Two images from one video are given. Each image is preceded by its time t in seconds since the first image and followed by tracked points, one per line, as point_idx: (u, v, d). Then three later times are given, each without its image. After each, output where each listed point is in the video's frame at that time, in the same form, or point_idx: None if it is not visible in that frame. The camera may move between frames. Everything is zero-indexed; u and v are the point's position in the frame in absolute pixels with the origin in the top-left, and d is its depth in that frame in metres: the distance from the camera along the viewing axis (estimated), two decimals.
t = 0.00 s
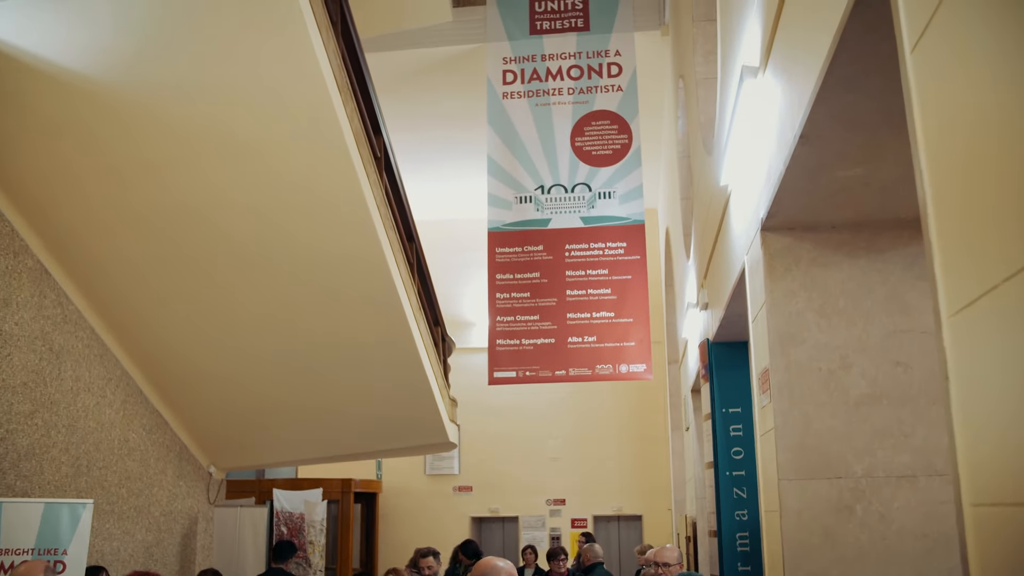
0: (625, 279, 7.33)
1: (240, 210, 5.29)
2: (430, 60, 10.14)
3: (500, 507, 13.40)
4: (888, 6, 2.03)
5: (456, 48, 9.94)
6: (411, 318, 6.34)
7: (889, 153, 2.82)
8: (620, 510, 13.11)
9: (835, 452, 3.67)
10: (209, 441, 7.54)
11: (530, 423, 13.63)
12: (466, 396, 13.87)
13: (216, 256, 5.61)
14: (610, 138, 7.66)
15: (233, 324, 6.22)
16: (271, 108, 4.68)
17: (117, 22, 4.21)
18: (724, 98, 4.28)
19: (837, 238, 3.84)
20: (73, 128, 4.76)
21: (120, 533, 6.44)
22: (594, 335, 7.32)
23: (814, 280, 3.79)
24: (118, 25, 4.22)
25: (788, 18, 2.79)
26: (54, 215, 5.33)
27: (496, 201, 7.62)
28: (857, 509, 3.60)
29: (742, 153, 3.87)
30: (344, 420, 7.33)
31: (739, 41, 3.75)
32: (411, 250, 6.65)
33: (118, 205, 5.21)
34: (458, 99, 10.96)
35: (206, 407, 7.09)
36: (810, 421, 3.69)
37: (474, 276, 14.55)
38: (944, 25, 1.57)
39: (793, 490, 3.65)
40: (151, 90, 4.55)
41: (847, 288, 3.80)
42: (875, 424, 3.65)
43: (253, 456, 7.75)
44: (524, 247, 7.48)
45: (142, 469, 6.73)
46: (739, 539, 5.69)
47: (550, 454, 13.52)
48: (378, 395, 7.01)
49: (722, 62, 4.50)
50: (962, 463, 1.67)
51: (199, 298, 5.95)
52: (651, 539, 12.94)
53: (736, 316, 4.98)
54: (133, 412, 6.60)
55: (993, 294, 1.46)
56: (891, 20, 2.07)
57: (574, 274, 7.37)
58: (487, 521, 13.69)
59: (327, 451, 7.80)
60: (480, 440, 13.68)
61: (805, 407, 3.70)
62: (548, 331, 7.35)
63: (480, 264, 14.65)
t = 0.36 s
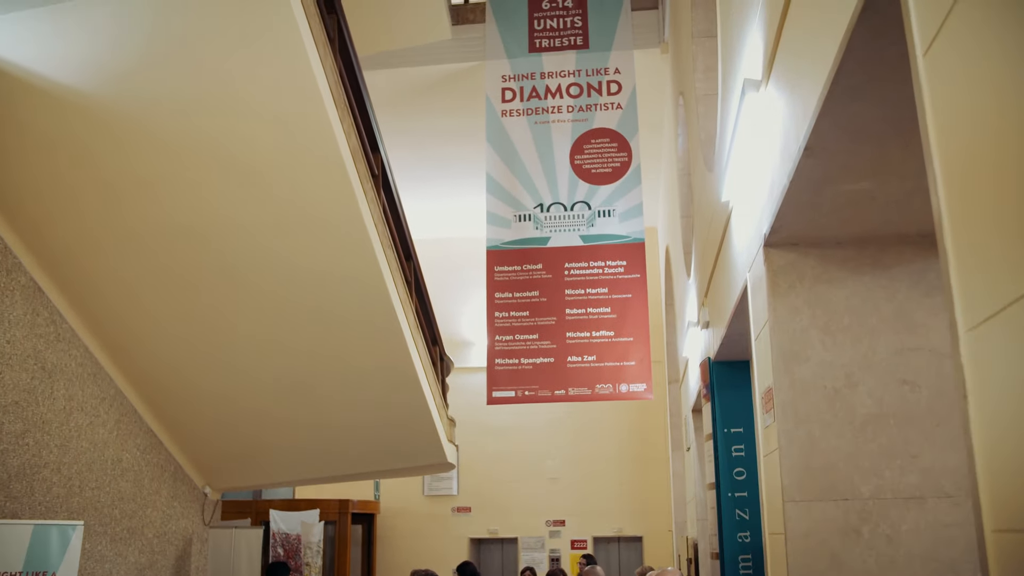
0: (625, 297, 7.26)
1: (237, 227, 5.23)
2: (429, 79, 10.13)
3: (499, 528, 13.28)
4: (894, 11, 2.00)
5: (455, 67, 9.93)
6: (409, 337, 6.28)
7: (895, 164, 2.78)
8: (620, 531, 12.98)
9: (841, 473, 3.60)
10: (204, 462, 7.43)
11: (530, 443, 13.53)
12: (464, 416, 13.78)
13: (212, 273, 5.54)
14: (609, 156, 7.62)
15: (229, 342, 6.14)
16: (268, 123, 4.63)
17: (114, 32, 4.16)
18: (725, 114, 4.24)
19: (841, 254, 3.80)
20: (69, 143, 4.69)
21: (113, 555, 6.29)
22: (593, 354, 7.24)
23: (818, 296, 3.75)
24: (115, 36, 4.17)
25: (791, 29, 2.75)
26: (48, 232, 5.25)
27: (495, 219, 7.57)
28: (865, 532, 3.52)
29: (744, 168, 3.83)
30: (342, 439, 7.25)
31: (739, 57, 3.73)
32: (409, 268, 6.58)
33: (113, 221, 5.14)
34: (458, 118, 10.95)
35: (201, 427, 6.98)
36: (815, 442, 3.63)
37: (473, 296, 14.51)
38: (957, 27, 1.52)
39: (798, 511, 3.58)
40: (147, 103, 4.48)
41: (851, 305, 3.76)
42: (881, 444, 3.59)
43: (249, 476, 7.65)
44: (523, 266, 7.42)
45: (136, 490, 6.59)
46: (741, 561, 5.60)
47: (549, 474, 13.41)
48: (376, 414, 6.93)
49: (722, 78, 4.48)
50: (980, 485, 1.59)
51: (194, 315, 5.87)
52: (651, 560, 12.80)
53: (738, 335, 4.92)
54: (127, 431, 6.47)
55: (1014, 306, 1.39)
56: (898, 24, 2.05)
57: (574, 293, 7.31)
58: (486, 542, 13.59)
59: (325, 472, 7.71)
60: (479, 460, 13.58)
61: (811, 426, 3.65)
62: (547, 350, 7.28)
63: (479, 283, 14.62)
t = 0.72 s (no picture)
0: (625, 315, 7.20)
1: (232, 243, 5.17)
2: (428, 96, 10.12)
3: (498, 547, 13.15)
4: (902, 16, 1.96)
5: (455, 84, 9.92)
6: (406, 355, 6.21)
7: (899, 178, 2.74)
8: (620, 551, 12.85)
9: (846, 493, 3.52)
10: (200, 482, 7.33)
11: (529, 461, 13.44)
12: (463, 435, 13.68)
13: (207, 290, 5.47)
14: (609, 173, 7.56)
15: (224, 360, 6.06)
16: (262, 138, 4.59)
17: (108, 46, 4.11)
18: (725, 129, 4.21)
19: (844, 269, 3.75)
20: (62, 159, 4.64)
21: None
22: (593, 373, 7.16)
23: (821, 312, 3.71)
24: (109, 49, 4.12)
25: (792, 39, 2.71)
26: (41, 249, 5.19)
27: (494, 236, 7.53)
28: (871, 554, 3.43)
29: (744, 183, 3.79)
30: (339, 458, 7.16)
31: (740, 71, 3.70)
32: (406, 285, 6.53)
33: (106, 237, 5.08)
34: (457, 135, 10.93)
35: (196, 446, 6.89)
36: (820, 461, 3.57)
37: (472, 314, 14.48)
38: (967, 29, 1.47)
39: (802, 532, 3.52)
40: (140, 117, 4.43)
41: (855, 321, 3.71)
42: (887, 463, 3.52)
43: (245, 497, 7.55)
44: (522, 283, 7.36)
45: (130, 509, 6.46)
46: None
47: (549, 493, 13.30)
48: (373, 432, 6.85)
49: (722, 92, 4.44)
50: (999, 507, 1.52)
51: (189, 332, 5.80)
52: None
53: (739, 353, 4.86)
54: (121, 450, 6.36)
55: None
56: (905, 31, 2.02)
57: (573, 310, 7.25)
58: (485, 562, 13.46)
59: (322, 491, 7.62)
60: (478, 479, 13.46)
61: (815, 445, 3.59)
62: (547, 369, 7.20)
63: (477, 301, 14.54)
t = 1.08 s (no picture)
0: (624, 331, 7.15)
1: (227, 260, 5.11)
2: (427, 113, 10.11)
3: (497, 567, 13.03)
4: (906, 20, 1.92)
5: (453, 102, 9.93)
6: (403, 373, 6.15)
7: (903, 190, 2.69)
8: (620, 570, 12.72)
9: (850, 513, 3.46)
10: (195, 500, 7.24)
11: (528, 480, 13.35)
12: (461, 453, 13.59)
13: (201, 306, 5.42)
14: (608, 189, 7.51)
15: (218, 377, 5.99)
16: (255, 153, 4.54)
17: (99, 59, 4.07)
18: (724, 143, 4.17)
19: (846, 284, 3.70)
20: (55, 175, 4.58)
21: None
22: (592, 390, 7.09)
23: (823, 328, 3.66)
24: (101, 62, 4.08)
25: (792, 50, 2.68)
26: (34, 265, 5.13)
27: (492, 253, 7.46)
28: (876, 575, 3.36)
29: (744, 197, 3.74)
30: (335, 477, 7.08)
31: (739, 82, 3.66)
32: (403, 302, 6.47)
33: (100, 253, 5.02)
34: (457, 152, 10.91)
35: (191, 463, 6.81)
36: (823, 479, 3.50)
37: (470, 332, 14.48)
38: (977, 27, 1.41)
39: (805, 554, 3.45)
40: (134, 131, 4.39)
41: (857, 338, 3.67)
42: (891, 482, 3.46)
43: (240, 516, 7.46)
44: (520, 300, 7.31)
45: (122, 529, 6.36)
46: None
47: (548, 512, 13.19)
48: (370, 453, 6.79)
49: (721, 106, 4.40)
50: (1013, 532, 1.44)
51: (183, 348, 5.74)
52: None
53: (739, 370, 4.81)
54: (114, 468, 6.28)
55: None
56: (910, 37, 1.98)
57: (572, 327, 7.19)
58: None
59: (318, 510, 7.54)
60: (477, 498, 13.36)
61: (818, 463, 3.53)
62: (545, 387, 7.13)
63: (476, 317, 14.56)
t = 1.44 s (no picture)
0: (623, 348, 7.10)
1: (222, 276, 5.06)
2: (425, 130, 10.10)
3: None
4: (908, 29, 1.89)
5: (450, 119, 9.93)
6: (400, 390, 6.09)
7: (905, 204, 2.65)
8: None
9: (854, 534, 3.39)
10: (189, 519, 7.15)
11: (527, 498, 13.26)
12: (459, 471, 13.50)
13: (196, 322, 5.36)
14: (607, 206, 7.50)
15: (213, 394, 5.93)
16: (250, 168, 4.50)
17: (90, 72, 4.04)
18: (723, 158, 4.13)
19: (848, 300, 3.66)
20: (48, 189, 4.53)
21: None
22: (591, 408, 7.03)
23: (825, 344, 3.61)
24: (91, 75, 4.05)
25: (791, 61, 2.64)
26: (26, 281, 5.07)
27: (490, 269, 7.39)
28: None
29: (744, 211, 3.70)
30: (332, 495, 7.01)
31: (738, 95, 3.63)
32: (400, 318, 6.42)
33: (94, 268, 4.97)
34: (455, 169, 10.89)
35: (185, 481, 6.72)
36: (825, 499, 3.44)
37: (467, 350, 14.46)
38: (985, 32, 1.37)
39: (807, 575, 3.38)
40: (128, 145, 4.35)
41: (859, 354, 3.62)
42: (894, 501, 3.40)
43: (235, 535, 7.38)
44: (519, 316, 7.24)
45: (115, 548, 6.28)
46: None
47: (547, 530, 13.09)
48: (367, 470, 6.72)
49: (719, 120, 4.36)
50: None
51: (178, 365, 5.68)
52: None
53: (739, 388, 4.75)
54: (108, 487, 6.20)
55: None
56: (911, 45, 1.94)
57: (571, 344, 7.13)
58: None
59: (314, 529, 7.46)
60: (475, 516, 13.26)
61: (820, 482, 3.47)
62: (544, 404, 7.06)
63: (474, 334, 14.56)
